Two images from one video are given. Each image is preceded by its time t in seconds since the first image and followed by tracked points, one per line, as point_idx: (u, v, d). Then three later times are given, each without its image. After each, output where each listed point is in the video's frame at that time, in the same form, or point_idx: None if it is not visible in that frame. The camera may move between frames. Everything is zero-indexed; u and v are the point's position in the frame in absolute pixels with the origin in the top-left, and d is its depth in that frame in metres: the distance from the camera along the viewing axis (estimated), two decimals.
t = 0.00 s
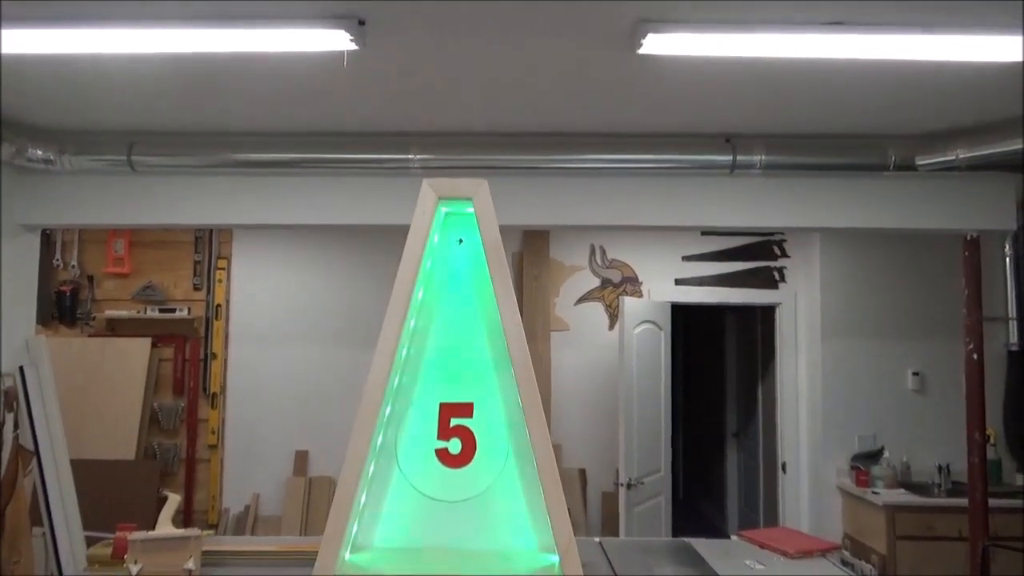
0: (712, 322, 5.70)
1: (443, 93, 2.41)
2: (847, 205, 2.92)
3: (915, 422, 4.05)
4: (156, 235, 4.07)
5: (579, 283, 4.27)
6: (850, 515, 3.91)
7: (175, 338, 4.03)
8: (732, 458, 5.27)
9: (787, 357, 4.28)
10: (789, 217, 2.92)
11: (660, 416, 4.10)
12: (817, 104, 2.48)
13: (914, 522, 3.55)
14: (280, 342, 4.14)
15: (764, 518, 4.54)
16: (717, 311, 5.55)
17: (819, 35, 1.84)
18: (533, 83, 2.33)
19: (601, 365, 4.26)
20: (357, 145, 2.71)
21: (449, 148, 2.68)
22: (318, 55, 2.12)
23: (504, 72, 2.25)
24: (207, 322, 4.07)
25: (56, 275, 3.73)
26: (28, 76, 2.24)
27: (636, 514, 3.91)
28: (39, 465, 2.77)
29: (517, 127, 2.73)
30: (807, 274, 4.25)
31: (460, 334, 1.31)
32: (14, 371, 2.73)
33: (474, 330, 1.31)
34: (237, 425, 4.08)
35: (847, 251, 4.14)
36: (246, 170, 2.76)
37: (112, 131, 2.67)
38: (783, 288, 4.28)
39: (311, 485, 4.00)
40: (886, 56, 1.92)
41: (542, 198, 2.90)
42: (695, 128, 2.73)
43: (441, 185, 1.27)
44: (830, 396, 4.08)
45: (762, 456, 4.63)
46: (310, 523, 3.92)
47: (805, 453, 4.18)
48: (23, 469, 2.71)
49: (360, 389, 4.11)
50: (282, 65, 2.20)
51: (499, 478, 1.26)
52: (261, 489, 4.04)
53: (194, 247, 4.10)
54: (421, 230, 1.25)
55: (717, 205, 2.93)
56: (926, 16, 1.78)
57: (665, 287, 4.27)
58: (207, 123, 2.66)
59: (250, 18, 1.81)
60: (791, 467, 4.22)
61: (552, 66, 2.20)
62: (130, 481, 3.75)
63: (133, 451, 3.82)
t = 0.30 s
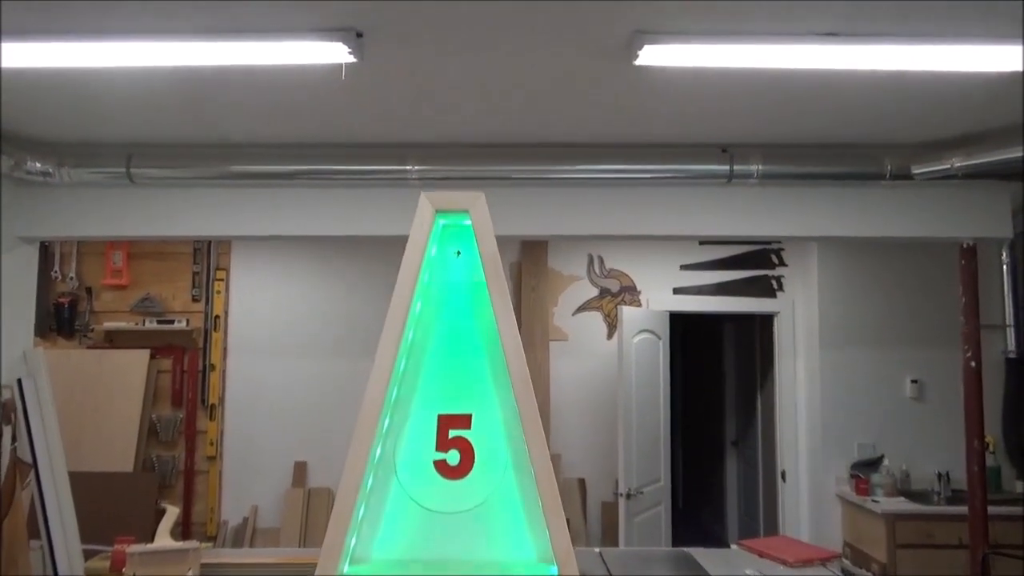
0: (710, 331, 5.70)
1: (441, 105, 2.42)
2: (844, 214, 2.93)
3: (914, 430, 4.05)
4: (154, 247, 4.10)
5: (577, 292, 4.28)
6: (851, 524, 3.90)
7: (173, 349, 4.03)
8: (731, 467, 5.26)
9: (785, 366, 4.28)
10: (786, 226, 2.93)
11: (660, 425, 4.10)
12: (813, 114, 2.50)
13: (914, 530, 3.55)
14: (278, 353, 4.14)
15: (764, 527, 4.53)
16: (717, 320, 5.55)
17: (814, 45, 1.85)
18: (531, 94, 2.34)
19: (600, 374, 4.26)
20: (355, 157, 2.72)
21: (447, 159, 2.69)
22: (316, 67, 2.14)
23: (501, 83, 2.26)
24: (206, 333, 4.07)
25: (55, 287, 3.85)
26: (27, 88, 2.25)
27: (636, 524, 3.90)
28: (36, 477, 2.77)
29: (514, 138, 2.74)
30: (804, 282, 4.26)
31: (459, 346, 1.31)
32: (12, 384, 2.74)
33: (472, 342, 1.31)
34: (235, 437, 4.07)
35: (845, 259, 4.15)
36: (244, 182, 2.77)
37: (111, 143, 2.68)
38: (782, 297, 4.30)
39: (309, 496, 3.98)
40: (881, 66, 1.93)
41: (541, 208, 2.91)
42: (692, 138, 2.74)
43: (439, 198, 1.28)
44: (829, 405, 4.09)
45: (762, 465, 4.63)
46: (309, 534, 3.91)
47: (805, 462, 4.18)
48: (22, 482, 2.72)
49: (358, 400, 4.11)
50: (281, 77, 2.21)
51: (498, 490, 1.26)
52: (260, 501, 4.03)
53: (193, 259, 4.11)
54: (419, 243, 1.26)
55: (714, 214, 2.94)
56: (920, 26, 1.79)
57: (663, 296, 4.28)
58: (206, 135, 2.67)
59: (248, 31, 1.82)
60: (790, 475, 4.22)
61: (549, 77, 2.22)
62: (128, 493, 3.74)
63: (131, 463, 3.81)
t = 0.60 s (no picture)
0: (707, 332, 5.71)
1: (438, 106, 2.42)
2: (840, 214, 2.93)
3: (910, 427, 4.07)
4: (150, 249, 4.10)
5: (574, 293, 4.28)
6: (848, 523, 3.90)
7: (170, 351, 4.03)
8: (730, 473, 5.24)
9: (783, 366, 4.28)
10: (783, 226, 2.93)
11: (657, 425, 4.10)
12: (809, 114, 2.50)
13: (912, 530, 3.55)
14: (275, 355, 4.13)
15: (762, 526, 4.54)
16: (714, 321, 5.54)
17: (810, 45, 1.85)
18: (528, 95, 2.34)
19: (597, 374, 4.26)
20: (351, 158, 2.71)
21: (444, 160, 2.69)
22: (312, 68, 2.13)
23: (498, 85, 2.26)
24: (202, 335, 4.07)
25: (51, 290, 3.89)
26: (22, 90, 2.24)
27: (634, 524, 3.89)
28: (33, 479, 2.76)
29: (510, 139, 2.74)
30: (801, 282, 4.27)
31: (453, 344, 1.28)
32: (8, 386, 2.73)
33: (467, 342, 1.28)
34: (233, 438, 4.06)
35: (842, 259, 4.15)
36: (241, 183, 2.76)
37: (107, 145, 2.68)
38: (779, 297, 4.29)
39: (307, 498, 3.98)
40: (878, 65, 1.93)
41: (538, 208, 2.91)
42: (689, 138, 2.74)
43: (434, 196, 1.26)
44: (826, 407, 4.07)
45: (759, 465, 4.63)
46: (306, 536, 3.90)
47: (802, 462, 4.18)
48: (18, 484, 2.72)
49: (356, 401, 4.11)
50: (277, 78, 2.21)
51: (493, 492, 1.23)
52: (258, 503, 4.03)
53: (189, 261, 4.12)
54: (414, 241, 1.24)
55: (712, 215, 2.93)
56: (917, 26, 1.79)
57: (660, 296, 4.28)
58: (202, 137, 2.67)
59: (244, 32, 1.81)
60: (788, 476, 4.22)
61: (545, 78, 2.21)
62: (125, 495, 3.74)
63: (128, 465, 3.81)
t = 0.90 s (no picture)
0: (705, 308, 5.72)
1: (434, 79, 2.39)
2: (840, 188, 2.92)
3: (906, 401, 4.09)
4: (148, 226, 4.08)
5: (573, 269, 4.27)
6: (845, 496, 3.93)
7: (168, 328, 4.02)
8: (726, 443, 5.30)
9: (781, 341, 4.28)
10: (782, 200, 2.91)
11: (655, 400, 4.12)
12: (809, 86, 2.48)
13: (908, 502, 3.57)
14: (274, 332, 4.13)
15: (759, 499, 4.57)
16: (712, 298, 5.54)
17: (811, 16, 1.82)
18: (526, 69, 2.32)
19: (595, 350, 4.26)
20: (348, 133, 2.69)
21: (441, 135, 2.67)
22: (306, 41, 2.11)
23: (495, 57, 2.23)
24: (201, 312, 4.06)
25: (48, 267, 3.90)
26: (14, 65, 2.22)
27: (632, 498, 3.91)
28: (34, 454, 2.77)
29: (508, 114, 2.72)
30: (800, 257, 4.26)
31: (451, 310, 1.19)
32: (7, 362, 2.73)
33: (465, 312, 1.19)
34: (233, 415, 4.08)
35: (841, 234, 4.14)
36: (237, 159, 2.73)
37: (101, 120, 2.65)
38: (777, 272, 4.28)
39: (307, 473, 4.00)
40: (880, 36, 1.91)
41: (535, 183, 2.89)
42: (688, 112, 2.72)
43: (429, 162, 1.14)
44: (823, 382, 4.09)
45: (757, 439, 4.66)
46: (307, 511, 3.93)
47: (800, 436, 4.20)
48: (18, 460, 2.72)
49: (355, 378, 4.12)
50: (271, 51, 2.18)
51: (492, 474, 1.15)
52: (258, 478, 4.05)
53: (186, 238, 4.10)
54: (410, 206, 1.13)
55: (711, 189, 2.92)
56: None
57: (659, 272, 4.28)
58: (197, 111, 2.64)
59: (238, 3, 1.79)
60: (786, 449, 4.25)
61: (543, 51, 2.19)
62: (126, 471, 3.75)
63: (129, 441, 3.82)
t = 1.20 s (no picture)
0: (705, 283, 5.72)
1: (432, 51, 2.37)
2: (841, 162, 2.90)
3: (903, 375, 4.11)
4: (146, 201, 4.06)
5: (572, 244, 4.26)
6: (842, 469, 3.96)
7: (168, 303, 4.01)
8: (724, 418, 5.34)
9: (779, 316, 4.29)
10: (782, 174, 2.90)
11: (653, 374, 4.14)
12: (811, 58, 2.45)
13: (905, 475, 3.60)
14: (273, 307, 4.13)
15: (757, 472, 4.61)
16: (712, 273, 5.53)
17: None
18: (525, 42, 2.30)
19: (595, 325, 4.27)
20: (345, 105, 2.66)
21: (440, 108, 2.64)
22: (302, 12, 2.08)
23: (494, 29, 2.21)
24: (200, 288, 4.05)
25: (46, 243, 3.88)
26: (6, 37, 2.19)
27: (631, 471, 3.94)
28: (35, 430, 2.77)
29: (506, 86, 2.70)
30: (799, 231, 4.25)
31: (449, 280, 1.19)
32: (6, 338, 2.73)
33: (463, 281, 1.18)
34: (233, 390, 4.09)
35: (841, 208, 4.13)
36: (233, 132, 2.71)
37: (96, 94, 2.63)
38: (777, 247, 4.27)
39: (307, 448, 4.02)
40: (884, 6, 1.88)
41: (534, 157, 2.87)
42: (689, 85, 2.70)
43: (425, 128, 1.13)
44: (822, 357, 4.10)
45: (755, 413, 4.69)
46: (307, 485, 3.96)
47: (797, 410, 4.22)
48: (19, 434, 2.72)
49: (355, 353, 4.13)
50: (267, 23, 2.15)
51: (490, 442, 1.16)
52: (259, 453, 4.08)
53: (184, 213, 4.08)
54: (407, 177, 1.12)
55: (711, 163, 2.90)
56: None
57: (658, 247, 4.27)
58: (192, 84, 2.61)
59: None
60: (783, 423, 4.27)
61: (542, 22, 2.16)
62: (127, 446, 3.77)
63: (129, 415, 3.83)
